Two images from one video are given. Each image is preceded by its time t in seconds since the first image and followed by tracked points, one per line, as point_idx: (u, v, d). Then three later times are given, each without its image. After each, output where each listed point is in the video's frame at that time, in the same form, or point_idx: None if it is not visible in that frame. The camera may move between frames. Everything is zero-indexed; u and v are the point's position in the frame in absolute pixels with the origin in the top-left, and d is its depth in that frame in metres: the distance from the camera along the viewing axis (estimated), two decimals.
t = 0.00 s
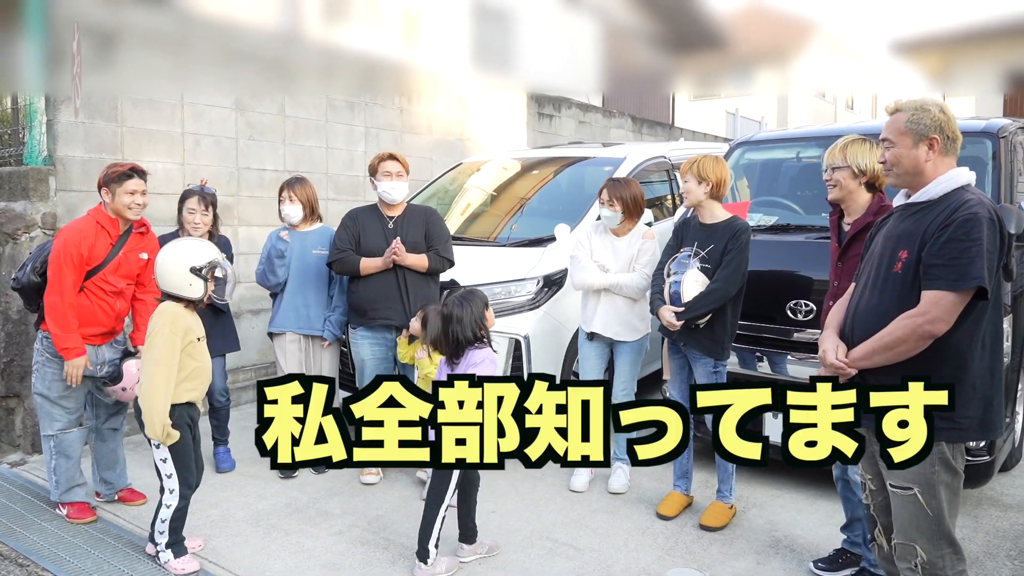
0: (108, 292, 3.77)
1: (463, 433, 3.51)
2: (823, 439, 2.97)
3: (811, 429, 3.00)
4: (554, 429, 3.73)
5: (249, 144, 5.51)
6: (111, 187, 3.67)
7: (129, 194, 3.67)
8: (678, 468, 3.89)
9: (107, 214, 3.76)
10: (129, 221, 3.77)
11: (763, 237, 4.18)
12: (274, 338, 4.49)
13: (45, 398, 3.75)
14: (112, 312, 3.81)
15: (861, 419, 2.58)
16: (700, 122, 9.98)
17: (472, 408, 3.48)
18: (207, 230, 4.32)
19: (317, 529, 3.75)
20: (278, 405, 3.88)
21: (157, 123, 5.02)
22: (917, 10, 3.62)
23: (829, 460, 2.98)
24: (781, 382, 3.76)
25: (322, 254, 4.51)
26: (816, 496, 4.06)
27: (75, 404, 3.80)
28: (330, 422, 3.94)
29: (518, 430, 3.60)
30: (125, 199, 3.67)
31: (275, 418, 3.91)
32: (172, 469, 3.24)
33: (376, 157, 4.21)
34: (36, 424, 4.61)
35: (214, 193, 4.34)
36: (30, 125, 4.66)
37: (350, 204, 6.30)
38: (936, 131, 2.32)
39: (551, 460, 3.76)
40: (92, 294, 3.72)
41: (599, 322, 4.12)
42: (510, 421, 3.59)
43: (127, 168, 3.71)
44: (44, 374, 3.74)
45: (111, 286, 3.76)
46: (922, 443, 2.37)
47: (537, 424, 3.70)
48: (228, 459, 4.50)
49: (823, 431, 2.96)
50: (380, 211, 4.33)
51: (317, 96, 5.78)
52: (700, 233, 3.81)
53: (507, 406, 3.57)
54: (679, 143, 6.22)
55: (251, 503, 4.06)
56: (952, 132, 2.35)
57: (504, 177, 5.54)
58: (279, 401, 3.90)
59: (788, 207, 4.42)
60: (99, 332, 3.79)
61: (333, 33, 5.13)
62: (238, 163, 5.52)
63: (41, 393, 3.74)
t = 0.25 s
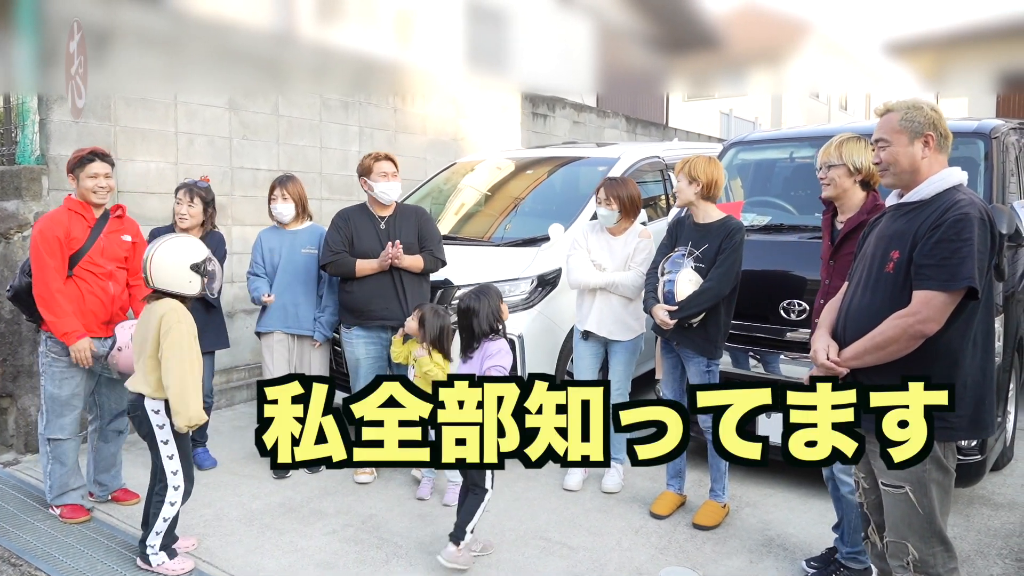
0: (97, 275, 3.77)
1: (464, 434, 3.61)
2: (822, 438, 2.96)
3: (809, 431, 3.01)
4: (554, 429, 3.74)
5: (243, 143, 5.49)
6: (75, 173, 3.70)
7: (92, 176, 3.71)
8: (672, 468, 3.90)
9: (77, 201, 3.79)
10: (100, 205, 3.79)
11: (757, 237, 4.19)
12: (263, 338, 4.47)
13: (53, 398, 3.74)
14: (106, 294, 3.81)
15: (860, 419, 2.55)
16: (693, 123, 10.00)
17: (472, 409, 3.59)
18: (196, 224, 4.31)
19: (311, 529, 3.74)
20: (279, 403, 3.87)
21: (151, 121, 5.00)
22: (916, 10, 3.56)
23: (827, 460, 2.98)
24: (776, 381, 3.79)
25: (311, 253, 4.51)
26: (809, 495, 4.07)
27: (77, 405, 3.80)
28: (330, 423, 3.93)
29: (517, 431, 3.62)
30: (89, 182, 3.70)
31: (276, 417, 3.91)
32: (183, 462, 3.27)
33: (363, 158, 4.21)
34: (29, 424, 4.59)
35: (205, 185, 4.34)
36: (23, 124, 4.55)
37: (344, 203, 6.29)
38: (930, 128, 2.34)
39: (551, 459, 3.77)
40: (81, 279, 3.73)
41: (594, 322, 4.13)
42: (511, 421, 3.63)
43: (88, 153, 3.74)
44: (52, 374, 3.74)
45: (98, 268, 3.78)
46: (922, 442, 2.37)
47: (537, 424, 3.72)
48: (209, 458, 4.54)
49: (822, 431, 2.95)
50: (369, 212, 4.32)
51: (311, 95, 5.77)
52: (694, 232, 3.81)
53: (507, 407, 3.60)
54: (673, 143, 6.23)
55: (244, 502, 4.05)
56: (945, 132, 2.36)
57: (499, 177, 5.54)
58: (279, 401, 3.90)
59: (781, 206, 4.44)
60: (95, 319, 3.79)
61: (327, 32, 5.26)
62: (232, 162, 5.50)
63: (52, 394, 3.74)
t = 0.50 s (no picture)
0: (92, 270, 3.79)
1: (464, 433, 3.71)
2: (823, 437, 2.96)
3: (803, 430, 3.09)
4: (554, 429, 3.72)
5: (241, 142, 5.49)
6: (63, 171, 3.68)
7: (82, 175, 3.69)
8: (670, 465, 3.91)
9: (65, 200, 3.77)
10: (88, 204, 3.78)
11: (754, 235, 4.20)
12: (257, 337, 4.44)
13: (62, 398, 3.74)
14: (104, 288, 3.83)
15: (860, 419, 2.55)
16: (692, 121, 10.00)
17: (472, 408, 3.68)
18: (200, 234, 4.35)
19: (310, 527, 3.75)
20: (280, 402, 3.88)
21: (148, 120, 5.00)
22: (905, 9, 3.31)
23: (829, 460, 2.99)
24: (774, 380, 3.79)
25: (304, 251, 4.49)
26: (807, 492, 4.08)
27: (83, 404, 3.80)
28: (330, 422, 3.93)
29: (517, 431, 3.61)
30: (78, 180, 3.69)
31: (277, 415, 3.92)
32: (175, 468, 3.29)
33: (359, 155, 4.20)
34: (27, 423, 4.58)
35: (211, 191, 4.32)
36: (20, 122, 4.54)
37: (342, 202, 6.29)
38: (925, 126, 2.34)
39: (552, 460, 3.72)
40: (76, 275, 3.73)
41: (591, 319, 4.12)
42: (510, 421, 3.64)
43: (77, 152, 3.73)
44: (58, 374, 3.72)
45: (93, 263, 3.78)
46: (919, 439, 2.38)
47: (537, 424, 3.69)
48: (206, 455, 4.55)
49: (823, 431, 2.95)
50: (365, 208, 4.31)
51: (309, 93, 5.76)
52: (693, 230, 3.81)
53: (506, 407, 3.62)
54: (671, 141, 6.24)
55: (242, 500, 4.05)
56: (940, 129, 2.37)
57: (497, 175, 5.54)
58: (279, 401, 3.91)
59: (779, 204, 4.44)
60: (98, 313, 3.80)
61: (325, 31, 5.16)
62: (230, 160, 5.50)
63: (58, 393, 3.73)
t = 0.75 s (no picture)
0: (95, 269, 3.80)
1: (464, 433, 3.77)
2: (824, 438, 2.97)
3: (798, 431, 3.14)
4: (554, 430, 3.71)
5: (240, 141, 5.49)
6: (66, 170, 3.68)
7: (85, 173, 3.70)
8: (669, 465, 3.91)
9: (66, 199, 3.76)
10: (90, 203, 3.78)
11: (754, 235, 4.20)
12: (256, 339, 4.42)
13: (65, 397, 3.73)
14: (108, 286, 3.84)
15: (860, 419, 2.55)
16: (691, 121, 10.00)
17: (472, 408, 3.74)
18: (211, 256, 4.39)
19: (310, 526, 3.75)
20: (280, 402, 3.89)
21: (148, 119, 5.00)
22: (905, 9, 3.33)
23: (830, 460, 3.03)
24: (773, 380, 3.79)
25: (301, 251, 4.49)
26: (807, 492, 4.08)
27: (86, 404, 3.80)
28: (330, 423, 3.93)
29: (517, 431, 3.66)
30: (82, 179, 3.70)
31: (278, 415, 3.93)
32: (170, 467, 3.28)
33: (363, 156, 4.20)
34: (27, 423, 4.58)
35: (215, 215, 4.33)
36: (20, 122, 4.55)
37: (342, 202, 6.29)
38: (923, 127, 2.34)
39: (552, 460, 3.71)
40: (78, 275, 3.74)
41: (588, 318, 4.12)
42: (511, 422, 3.69)
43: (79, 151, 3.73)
44: (62, 373, 3.72)
45: (97, 262, 3.80)
46: (918, 440, 2.38)
47: (537, 425, 3.68)
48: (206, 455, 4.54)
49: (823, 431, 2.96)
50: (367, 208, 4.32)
51: (308, 93, 5.77)
52: (692, 229, 3.82)
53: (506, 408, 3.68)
54: (671, 141, 6.24)
55: (242, 500, 4.05)
56: (938, 129, 2.37)
57: (497, 175, 5.54)
58: (279, 401, 3.92)
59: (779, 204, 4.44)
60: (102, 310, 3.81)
61: (324, 30, 5.18)
62: (230, 160, 5.50)
63: (62, 392, 3.73)
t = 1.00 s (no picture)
0: (102, 271, 3.80)
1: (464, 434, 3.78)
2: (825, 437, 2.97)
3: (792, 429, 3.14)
4: (553, 429, 3.71)
5: (243, 140, 5.50)
6: (74, 171, 3.69)
7: (93, 173, 3.71)
8: (672, 463, 3.91)
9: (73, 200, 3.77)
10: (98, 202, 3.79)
11: (757, 233, 4.19)
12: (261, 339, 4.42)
13: (71, 394, 3.74)
14: (114, 288, 3.83)
15: (860, 419, 2.54)
16: (694, 119, 9.98)
17: (473, 408, 3.74)
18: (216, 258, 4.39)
19: (313, 525, 3.75)
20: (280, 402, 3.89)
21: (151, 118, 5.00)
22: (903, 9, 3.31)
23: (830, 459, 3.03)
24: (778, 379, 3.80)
25: (306, 249, 4.50)
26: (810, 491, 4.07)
27: (94, 400, 3.79)
28: (330, 421, 3.94)
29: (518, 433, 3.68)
30: (90, 179, 3.71)
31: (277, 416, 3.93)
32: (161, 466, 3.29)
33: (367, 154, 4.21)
34: (31, 421, 4.59)
35: (220, 217, 4.34)
36: (23, 121, 4.61)
37: (345, 200, 6.29)
38: (927, 125, 2.34)
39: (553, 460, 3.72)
40: (86, 277, 3.76)
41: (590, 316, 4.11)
42: (511, 422, 3.69)
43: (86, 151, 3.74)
44: (68, 370, 3.73)
45: (103, 264, 3.80)
46: (921, 438, 2.37)
47: (537, 424, 3.69)
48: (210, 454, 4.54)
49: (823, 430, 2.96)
50: (374, 205, 4.32)
51: (311, 92, 5.77)
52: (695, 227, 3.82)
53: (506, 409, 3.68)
54: (673, 139, 6.23)
55: (245, 499, 4.06)
56: (941, 127, 2.37)
57: (499, 173, 5.54)
58: (280, 400, 3.92)
59: (781, 202, 4.44)
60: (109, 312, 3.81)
61: (327, 30, 5.22)
62: (233, 158, 5.51)
63: (69, 390, 3.73)
